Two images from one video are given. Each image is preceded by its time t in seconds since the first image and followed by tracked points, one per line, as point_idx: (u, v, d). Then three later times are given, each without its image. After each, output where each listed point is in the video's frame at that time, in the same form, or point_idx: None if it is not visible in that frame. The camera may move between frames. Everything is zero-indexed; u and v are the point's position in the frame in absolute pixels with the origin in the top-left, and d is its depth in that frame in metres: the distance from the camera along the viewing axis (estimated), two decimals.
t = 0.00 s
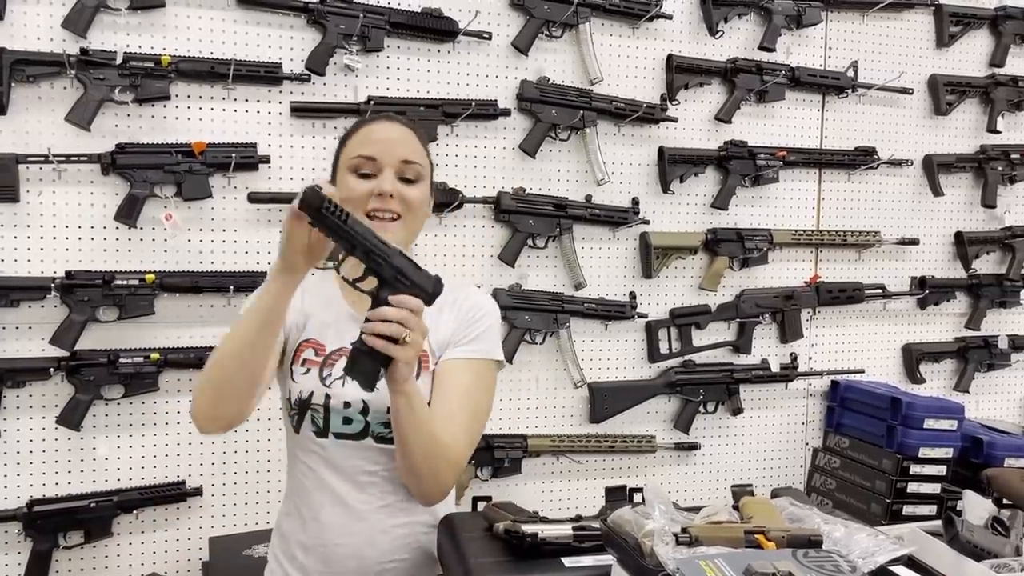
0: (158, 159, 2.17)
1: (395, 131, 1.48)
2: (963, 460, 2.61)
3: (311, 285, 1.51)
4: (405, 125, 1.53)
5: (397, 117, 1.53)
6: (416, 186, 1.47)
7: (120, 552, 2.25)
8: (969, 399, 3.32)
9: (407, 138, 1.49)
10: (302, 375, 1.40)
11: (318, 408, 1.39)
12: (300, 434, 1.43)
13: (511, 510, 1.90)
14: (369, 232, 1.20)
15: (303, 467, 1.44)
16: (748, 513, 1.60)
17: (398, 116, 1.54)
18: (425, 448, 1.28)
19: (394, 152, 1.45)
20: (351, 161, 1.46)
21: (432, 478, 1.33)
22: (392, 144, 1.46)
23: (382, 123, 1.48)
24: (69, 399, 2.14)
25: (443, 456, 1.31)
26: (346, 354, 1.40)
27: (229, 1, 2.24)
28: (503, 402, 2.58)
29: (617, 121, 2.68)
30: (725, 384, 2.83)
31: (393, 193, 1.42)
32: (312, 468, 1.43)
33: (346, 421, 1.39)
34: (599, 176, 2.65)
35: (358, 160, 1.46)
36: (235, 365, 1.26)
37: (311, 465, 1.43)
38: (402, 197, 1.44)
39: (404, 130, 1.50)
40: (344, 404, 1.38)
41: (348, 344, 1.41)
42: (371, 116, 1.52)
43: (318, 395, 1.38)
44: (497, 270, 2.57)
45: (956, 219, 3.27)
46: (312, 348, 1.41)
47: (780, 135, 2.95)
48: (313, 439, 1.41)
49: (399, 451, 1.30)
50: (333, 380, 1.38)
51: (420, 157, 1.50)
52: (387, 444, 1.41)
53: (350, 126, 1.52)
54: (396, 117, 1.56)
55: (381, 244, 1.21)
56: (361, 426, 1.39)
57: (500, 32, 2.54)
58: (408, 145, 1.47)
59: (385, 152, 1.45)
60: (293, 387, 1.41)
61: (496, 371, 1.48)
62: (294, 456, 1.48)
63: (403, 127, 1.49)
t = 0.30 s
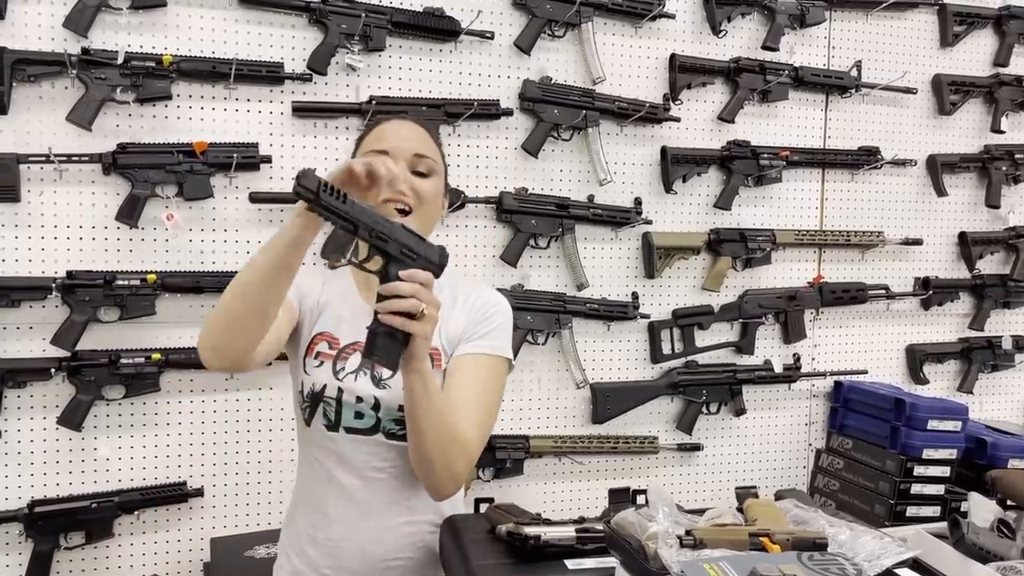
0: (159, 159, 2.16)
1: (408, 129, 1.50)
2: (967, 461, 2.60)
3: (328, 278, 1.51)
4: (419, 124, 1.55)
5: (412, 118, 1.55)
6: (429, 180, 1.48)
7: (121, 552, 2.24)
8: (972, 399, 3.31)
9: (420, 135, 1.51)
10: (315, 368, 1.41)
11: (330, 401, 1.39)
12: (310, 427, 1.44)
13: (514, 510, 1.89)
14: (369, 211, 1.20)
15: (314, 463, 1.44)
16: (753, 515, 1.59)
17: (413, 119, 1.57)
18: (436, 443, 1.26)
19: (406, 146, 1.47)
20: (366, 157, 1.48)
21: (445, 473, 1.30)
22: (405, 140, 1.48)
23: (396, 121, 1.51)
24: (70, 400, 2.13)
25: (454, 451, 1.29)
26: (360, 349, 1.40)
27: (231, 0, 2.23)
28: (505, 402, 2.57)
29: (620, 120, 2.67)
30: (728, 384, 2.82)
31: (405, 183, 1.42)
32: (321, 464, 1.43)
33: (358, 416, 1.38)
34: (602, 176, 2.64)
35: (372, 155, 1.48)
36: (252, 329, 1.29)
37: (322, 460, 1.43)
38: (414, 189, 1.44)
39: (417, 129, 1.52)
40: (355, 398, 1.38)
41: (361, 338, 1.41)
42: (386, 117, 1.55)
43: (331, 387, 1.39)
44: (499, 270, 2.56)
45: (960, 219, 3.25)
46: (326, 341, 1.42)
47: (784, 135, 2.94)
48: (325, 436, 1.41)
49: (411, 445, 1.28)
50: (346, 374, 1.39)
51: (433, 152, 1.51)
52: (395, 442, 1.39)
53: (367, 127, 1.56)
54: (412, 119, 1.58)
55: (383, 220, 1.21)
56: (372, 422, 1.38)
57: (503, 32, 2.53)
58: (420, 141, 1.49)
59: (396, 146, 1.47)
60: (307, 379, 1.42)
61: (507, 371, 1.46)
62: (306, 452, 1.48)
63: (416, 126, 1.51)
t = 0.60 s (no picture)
0: (161, 158, 2.16)
1: (424, 129, 1.49)
2: (972, 461, 2.59)
3: (338, 280, 1.51)
4: (435, 125, 1.54)
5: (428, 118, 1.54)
6: (442, 181, 1.46)
7: (123, 552, 2.23)
8: (977, 400, 3.30)
9: (436, 136, 1.50)
10: (324, 369, 1.40)
11: (339, 404, 1.38)
12: (318, 429, 1.43)
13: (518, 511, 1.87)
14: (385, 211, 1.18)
15: (322, 464, 1.43)
16: (759, 517, 1.58)
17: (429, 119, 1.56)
18: (445, 443, 1.24)
19: (421, 146, 1.46)
20: (379, 156, 1.47)
21: (452, 474, 1.28)
22: (420, 140, 1.47)
23: (412, 121, 1.50)
24: (72, 399, 2.12)
25: (462, 452, 1.27)
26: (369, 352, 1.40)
27: None
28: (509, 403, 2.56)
29: (623, 119, 2.66)
30: (732, 384, 2.81)
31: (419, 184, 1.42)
32: (328, 466, 1.43)
33: (366, 418, 1.37)
34: (605, 175, 2.62)
35: (386, 154, 1.47)
36: (285, 333, 1.28)
37: (328, 460, 1.42)
38: (427, 190, 1.43)
39: (433, 129, 1.51)
40: (364, 401, 1.37)
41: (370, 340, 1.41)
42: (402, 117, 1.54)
43: (339, 390, 1.37)
44: (502, 270, 2.55)
45: (964, 219, 3.24)
46: (335, 343, 1.41)
47: (788, 134, 2.93)
48: (332, 437, 1.40)
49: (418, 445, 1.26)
50: (355, 376, 1.38)
51: (448, 154, 1.50)
52: (403, 445, 1.38)
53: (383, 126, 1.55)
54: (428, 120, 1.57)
55: (397, 221, 1.19)
56: (380, 425, 1.37)
57: (505, 30, 2.52)
58: (435, 142, 1.48)
59: (410, 146, 1.45)
60: (315, 381, 1.41)
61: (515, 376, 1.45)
62: (313, 453, 1.47)
63: (432, 126, 1.50)
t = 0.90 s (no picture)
0: (163, 156, 2.15)
1: (434, 127, 1.48)
2: (976, 461, 2.58)
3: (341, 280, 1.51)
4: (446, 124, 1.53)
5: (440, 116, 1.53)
6: (449, 180, 1.45)
7: (125, 552, 2.23)
8: (981, 399, 3.29)
9: (446, 134, 1.49)
10: (325, 370, 1.40)
11: (341, 404, 1.37)
12: (321, 430, 1.43)
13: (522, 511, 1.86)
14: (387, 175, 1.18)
15: (325, 464, 1.43)
16: (764, 516, 1.58)
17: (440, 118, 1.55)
18: (445, 434, 1.21)
19: (430, 143, 1.45)
20: (388, 151, 1.47)
21: (452, 468, 1.25)
22: (430, 137, 1.45)
23: (423, 118, 1.49)
24: (74, 398, 2.12)
25: (462, 444, 1.24)
26: (370, 352, 1.39)
27: None
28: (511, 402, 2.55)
29: (626, 118, 2.65)
30: (735, 383, 2.80)
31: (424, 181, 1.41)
32: (331, 466, 1.42)
33: (368, 418, 1.37)
34: (608, 174, 2.61)
35: (394, 149, 1.47)
36: (287, 356, 1.28)
37: (331, 460, 1.42)
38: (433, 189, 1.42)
39: (443, 128, 1.50)
40: (365, 401, 1.36)
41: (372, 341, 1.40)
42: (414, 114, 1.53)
43: (340, 390, 1.37)
44: (505, 269, 2.54)
45: (968, 218, 3.23)
46: (336, 343, 1.41)
47: (791, 133, 2.92)
48: (335, 437, 1.40)
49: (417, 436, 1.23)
50: (357, 377, 1.37)
51: (457, 154, 1.49)
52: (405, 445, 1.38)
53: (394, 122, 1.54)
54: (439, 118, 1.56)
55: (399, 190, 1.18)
56: (382, 425, 1.36)
57: (508, 28, 2.51)
58: (445, 140, 1.46)
59: (419, 143, 1.44)
60: (317, 382, 1.41)
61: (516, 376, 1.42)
62: (316, 453, 1.47)
63: (443, 125, 1.49)
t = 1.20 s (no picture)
0: (165, 155, 2.15)
1: (439, 126, 1.47)
2: (978, 460, 2.58)
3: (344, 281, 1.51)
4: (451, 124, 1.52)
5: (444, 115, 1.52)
6: (451, 180, 1.45)
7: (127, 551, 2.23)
8: (982, 398, 3.29)
9: (450, 134, 1.48)
10: (325, 369, 1.40)
11: (339, 403, 1.37)
12: (321, 428, 1.43)
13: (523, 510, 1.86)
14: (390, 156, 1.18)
15: (325, 463, 1.43)
16: (767, 515, 1.57)
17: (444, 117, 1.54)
18: (439, 424, 1.18)
19: (433, 142, 1.44)
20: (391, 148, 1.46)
21: (444, 459, 1.22)
22: (434, 136, 1.45)
23: (427, 117, 1.48)
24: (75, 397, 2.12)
25: (456, 435, 1.21)
26: (369, 351, 1.39)
27: None
28: (513, 401, 2.55)
29: (628, 116, 2.65)
30: (737, 382, 2.80)
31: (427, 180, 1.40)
32: (331, 465, 1.42)
33: (366, 417, 1.36)
34: (610, 173, 2.61)
35: (398, 146, 1.46)
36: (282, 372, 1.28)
37: (331, 459, 1.41)
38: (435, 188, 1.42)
39: (448, 127, 1.49)
40: (363, 400, 1.35)
41: (371, 340, 1.40)
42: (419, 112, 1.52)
43: (339, 389, 1.37)
44: (507, 268, 2.54)
45: (969, 216, 3.23)
46: (336, 342, 1.42)
47: (793, 132, 2.92)
48: (335, 436, 1.40)
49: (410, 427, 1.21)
50: (355, 375, 1.37)
51: (461, 154, 1.48)
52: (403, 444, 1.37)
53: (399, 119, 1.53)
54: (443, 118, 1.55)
55: (404, 171, 1.18)
56: (380, 423, 1.36)
57: (510, 26, 2.51)
58: (448, 139, 1.46)
59: (423, 141, 1.44)
60: (318, 381, 1.41)
61: (515, 374, 1.41)
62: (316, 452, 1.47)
63: (447, 124, 1.49)
